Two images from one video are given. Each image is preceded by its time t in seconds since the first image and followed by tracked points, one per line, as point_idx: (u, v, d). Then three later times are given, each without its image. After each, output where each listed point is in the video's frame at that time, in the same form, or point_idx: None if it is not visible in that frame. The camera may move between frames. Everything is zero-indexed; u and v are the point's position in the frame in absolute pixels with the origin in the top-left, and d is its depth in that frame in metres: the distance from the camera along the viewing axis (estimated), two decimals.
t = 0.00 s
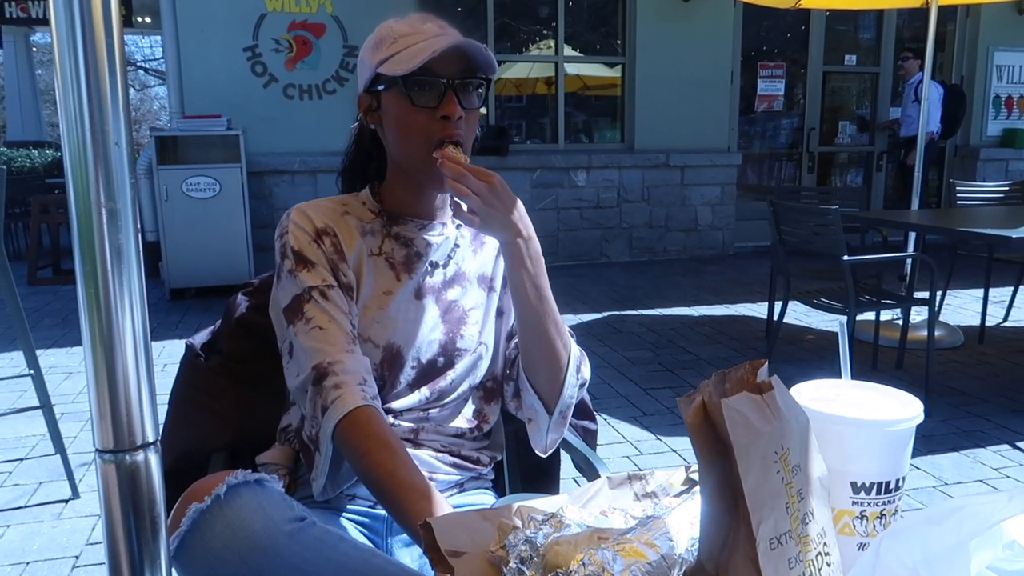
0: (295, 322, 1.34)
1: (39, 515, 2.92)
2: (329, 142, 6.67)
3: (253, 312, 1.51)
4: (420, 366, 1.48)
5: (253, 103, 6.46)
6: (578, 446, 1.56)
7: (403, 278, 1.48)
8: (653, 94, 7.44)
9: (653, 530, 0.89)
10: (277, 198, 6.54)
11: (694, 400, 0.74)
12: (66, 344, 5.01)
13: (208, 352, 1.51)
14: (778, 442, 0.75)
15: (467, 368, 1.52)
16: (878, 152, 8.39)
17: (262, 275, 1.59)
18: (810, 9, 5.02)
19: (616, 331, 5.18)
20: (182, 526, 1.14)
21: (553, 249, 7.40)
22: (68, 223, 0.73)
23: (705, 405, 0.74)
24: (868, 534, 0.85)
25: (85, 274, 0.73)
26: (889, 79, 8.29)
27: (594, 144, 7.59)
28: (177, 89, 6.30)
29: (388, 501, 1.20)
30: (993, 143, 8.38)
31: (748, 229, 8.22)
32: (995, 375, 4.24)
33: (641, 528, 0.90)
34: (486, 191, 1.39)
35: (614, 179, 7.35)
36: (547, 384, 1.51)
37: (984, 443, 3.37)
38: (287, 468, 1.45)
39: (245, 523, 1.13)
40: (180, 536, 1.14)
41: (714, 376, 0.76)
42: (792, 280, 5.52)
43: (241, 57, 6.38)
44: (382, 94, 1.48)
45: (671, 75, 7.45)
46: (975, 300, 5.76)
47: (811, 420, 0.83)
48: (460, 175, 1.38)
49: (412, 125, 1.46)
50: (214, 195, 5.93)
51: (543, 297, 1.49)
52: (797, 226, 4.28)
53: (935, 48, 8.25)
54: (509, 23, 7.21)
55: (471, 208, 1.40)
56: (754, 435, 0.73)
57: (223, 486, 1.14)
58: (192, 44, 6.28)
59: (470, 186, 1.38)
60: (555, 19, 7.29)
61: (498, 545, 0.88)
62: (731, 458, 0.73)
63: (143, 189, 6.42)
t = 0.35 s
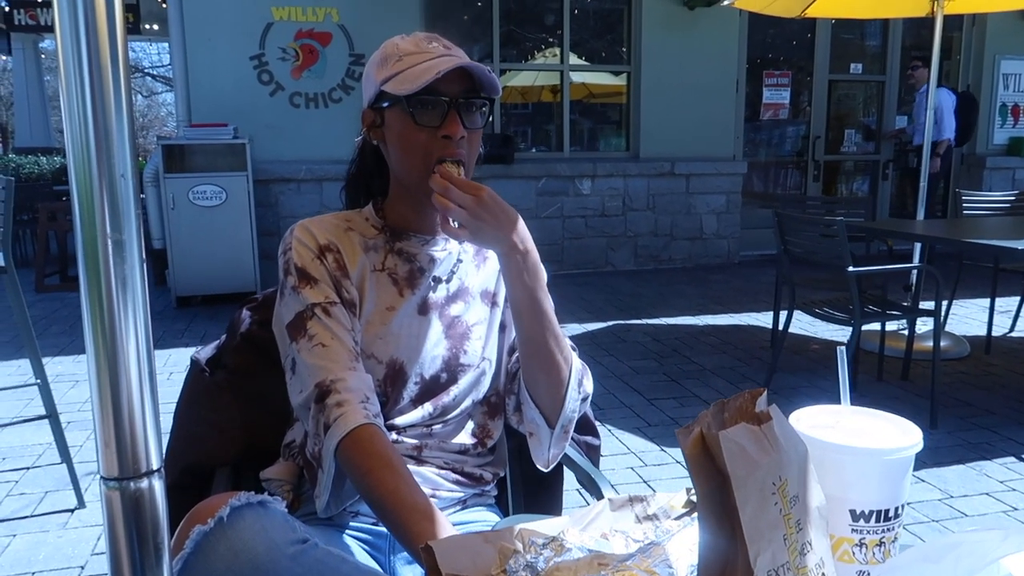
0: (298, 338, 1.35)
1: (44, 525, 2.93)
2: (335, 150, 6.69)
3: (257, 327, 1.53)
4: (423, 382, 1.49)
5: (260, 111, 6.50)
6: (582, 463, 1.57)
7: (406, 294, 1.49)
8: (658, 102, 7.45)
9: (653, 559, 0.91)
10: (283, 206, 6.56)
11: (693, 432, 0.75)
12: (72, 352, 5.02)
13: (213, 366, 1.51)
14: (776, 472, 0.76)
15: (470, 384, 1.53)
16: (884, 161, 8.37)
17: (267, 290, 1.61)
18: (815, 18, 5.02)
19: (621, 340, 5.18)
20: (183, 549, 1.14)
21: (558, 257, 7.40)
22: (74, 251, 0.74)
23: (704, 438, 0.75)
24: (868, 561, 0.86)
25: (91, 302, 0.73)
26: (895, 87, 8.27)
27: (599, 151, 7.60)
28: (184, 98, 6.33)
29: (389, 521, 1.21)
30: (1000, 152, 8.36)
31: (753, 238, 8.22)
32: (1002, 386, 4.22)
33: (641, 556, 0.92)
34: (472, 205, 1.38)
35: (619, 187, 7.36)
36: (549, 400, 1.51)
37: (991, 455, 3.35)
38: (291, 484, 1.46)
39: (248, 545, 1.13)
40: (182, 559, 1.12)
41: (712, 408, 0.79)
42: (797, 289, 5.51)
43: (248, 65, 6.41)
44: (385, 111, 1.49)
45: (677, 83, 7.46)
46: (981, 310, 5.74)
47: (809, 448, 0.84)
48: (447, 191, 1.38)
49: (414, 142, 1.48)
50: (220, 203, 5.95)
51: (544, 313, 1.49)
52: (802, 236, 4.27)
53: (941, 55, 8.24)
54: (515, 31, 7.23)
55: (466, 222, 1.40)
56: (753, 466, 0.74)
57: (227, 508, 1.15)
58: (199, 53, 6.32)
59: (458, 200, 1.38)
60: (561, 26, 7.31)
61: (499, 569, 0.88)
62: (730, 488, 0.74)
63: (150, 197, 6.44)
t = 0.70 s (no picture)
0: (304, 362, 1.36)
1: (48, 544, 2.93)
2: (341, 167, 6.73)
3: (262, 349, 1.54)
4: (428, 406, 1.50)
5: (267, 129, 6.54)
6: (586, 487, 1.57)
7: (412, 317, 1.50)
8: (663, 121, 7.49)
9: None
10: (289, 224, 6.59)
11: (697, 466, 0.79)
12: (78, 369, 5.04)
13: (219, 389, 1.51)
14: (780, 507, 0.79)
15: (475, 408, 1.54)
16: (889, 178, 8.38)
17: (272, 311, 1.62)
18: (819, 37, 5.04)
19: (625, 359, 5.18)
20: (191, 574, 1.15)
21: (563, 274, 7.41)
22: (89, 298, 0.80)
23: (707, 472, 0.79)
24: None
25: (104, 347, 0.80)
26: (899, 105, 8.30)
27: (604, 168, 7.63)
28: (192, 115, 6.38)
29: (394, 548, 1.21)
30: (1004, 170, 8.37)
31: (758, 255, 8.22)
32: (1009, 406, 4.20)
33: None
34: (480, 231, 1.41)
35: (624, 205, 7.38)
36: (555, 424, 1.51)
37: (998, 476, 3.33)
38: (296, 507, 1.47)
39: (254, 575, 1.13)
40: None
41: (717, 440, 0.83)
42: (802, 308, 5.51)
43: (255, 83, 6.47)
44: (393, 137, 1.50)
45: (681, 100, 7.49)
46: (987, 328, 5.72)
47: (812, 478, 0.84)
48: (455, 219, 1.41)
49: (420, 170, 1.49)
50: (226, 220, 5.99)
51: (550, 337, 1.49)
52: (806, 254, 4.28)
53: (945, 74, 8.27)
54: (520, 49, 7.28)
55: (472, 247, 1.42)
56: (756, 501, 0.78)
57: (233, 535, 1.15)
58: (207, 71, 6.37)
59: (464, 228, 1.41)
60: (565, 45, 7.36)
61: None
62: (734, 524, 0.78)
63: (157, 214, 6.47)
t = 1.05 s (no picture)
0: (312, 366, 1.37)
1: (55, 545, 2.94)
2: (347, 170, 6.74)
3: (270, 352, 1.55)
4: (435, 410, 1.50)
5: (274, 132, 6.56)
6: (593, 491, 1.57)
7: (419, 321, 1.50)
8: (669, 124, 7.48)
9: None
10: (295, 226, 6.61)
11: (705, 473, 0.80)
12: (85, 370, 5.06)
13: (227, 393, 1.52)
14: (788, 514, 0.79)
15: (482, 412, 1.54)
16: (895, 182, 8.36)
17: (281, 314, 1.63)
18: (826, 41, 5.04)
19: (631, 362, 5.18)
20: None
21: (568, 277, 7.41)
22: (102, 302, 0.81)
23: (715, 478, 0.80)
24: None
25: (117, 350, 0.80)
26: (906, 109, 8.28)
27: (610, 171, 7.63)
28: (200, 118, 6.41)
29: (401, 551, 1.21)
30: (1012, 174, 8.34)
31: (764, 258, 8.21)
32: (1017, 411, 4.18)
33: None
34: (491, 231, 1.41)
35: (630, 208, 7.38)
36: (561, 427, 1.51)
37: (1006, 481, 3.32)
38: (303, 510, 1.47)
39: None
40: None
41: (725, 445, 0.83)
42: (808, 312, 5.50)
43: (262, 86, 6.49)
44: (399, 141, 1.51)
45: (687, 104, 7.49)
46: (995, 332, 5.70)
47: (819, 484, 0.84)
48: (466, 216, 1.42)
49: (426, 174, 1.50)
50: (233, 223, 6.01)
51: (556, 341, 1.49)
52: (812, 258, 4.27)
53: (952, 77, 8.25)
54: (527, 51, 7.29)
55: (478, 250, 1.42)
56: (764, 507, 0.78)
57: (241, 539, 1.16)
58: (214, 74, 6.40)
59: (475, 226, 1.42)
60: (571, 48, 7.37)
61: None
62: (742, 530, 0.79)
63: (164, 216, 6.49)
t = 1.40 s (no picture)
0: (319, 366, 1.38)
1: (64, 542, 2.96)
2: (352, 169, 6.75)
3: (278, 351, 1.56)
4: (442, 411, 1.51)
5: (280, 131, 6.58)
6: (598, 490, 1.57)
7: (426, 322, 1.51)
8: (674, 123, 7.48)
9: None
10: (301, 225, 6.63)
11: (713, 474, 0.80)
12: (93, 368, 5.08)
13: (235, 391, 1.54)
14: (795, 516, 0.80)
15: (488, 413, 1.55)
16: (902, 181, 8.34)
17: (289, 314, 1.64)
18: (832, 40, 5.03)
19: (636, 361, 5.18)
20: (210, 575, 1.17)
21: (574, 276, 7.42)
22: (117, 304, 0.82)
23: (723, 480, 0.80)
24: None
25: (132, 351, 0.81)
26: (913, 108, 8.26)
27: (615, 170, 7.63)
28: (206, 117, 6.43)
29: (409, 550, 1.22)
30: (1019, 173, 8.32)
31: (770, 258, 8.20)
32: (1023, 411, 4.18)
33: None
34: (495, 232, 1.42)
35: (635, 207, 7.38)
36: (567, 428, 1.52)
37: (1012, 482, 3.31)
38: (312, 508, 1.48)
39: None
40: None
41: (732, 447, 0.83)
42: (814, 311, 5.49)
43: (268, 86, 6.51)
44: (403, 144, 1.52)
45: (693, 103, 7.49)
46: (1001, 332, 5.69)
47: (828, 487, 0.85)
48: (472, 217, 1.43)
49: (433, 175, 1.50)
50: (240, 222, 6.03)
51: (559, 343, 1.50)
52: (817, 257, 4.27)
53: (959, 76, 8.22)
54: (532, 50, 7.30)
55: (482, 250, 1.43)
56: (771, 510, 0.78)
57: (252, 538, 1.17)
58: (220, 73, 6.42)
59: (480, 226, 1.42)
60: (577, 46, 7.36)
61: None
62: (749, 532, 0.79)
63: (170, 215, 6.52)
